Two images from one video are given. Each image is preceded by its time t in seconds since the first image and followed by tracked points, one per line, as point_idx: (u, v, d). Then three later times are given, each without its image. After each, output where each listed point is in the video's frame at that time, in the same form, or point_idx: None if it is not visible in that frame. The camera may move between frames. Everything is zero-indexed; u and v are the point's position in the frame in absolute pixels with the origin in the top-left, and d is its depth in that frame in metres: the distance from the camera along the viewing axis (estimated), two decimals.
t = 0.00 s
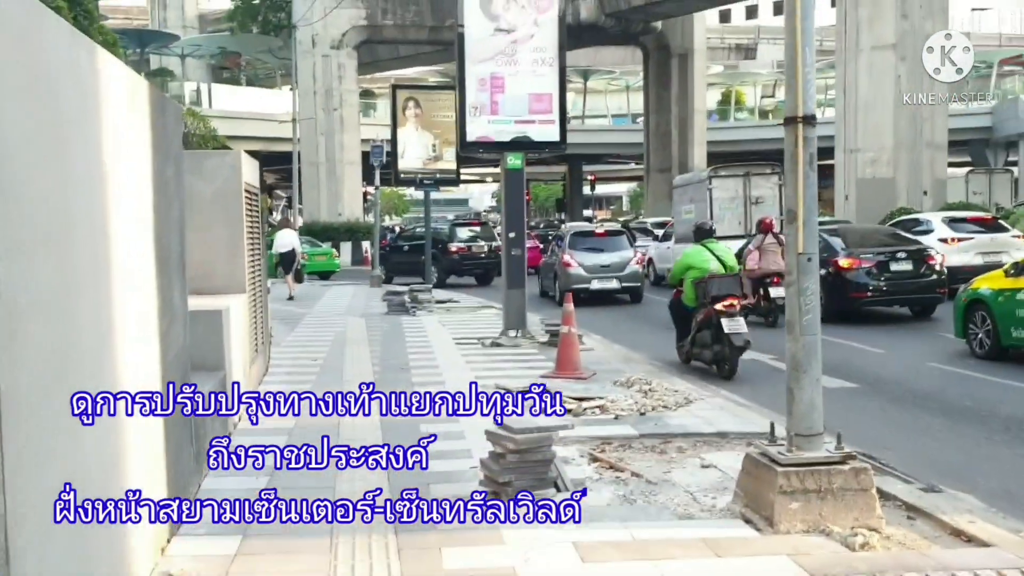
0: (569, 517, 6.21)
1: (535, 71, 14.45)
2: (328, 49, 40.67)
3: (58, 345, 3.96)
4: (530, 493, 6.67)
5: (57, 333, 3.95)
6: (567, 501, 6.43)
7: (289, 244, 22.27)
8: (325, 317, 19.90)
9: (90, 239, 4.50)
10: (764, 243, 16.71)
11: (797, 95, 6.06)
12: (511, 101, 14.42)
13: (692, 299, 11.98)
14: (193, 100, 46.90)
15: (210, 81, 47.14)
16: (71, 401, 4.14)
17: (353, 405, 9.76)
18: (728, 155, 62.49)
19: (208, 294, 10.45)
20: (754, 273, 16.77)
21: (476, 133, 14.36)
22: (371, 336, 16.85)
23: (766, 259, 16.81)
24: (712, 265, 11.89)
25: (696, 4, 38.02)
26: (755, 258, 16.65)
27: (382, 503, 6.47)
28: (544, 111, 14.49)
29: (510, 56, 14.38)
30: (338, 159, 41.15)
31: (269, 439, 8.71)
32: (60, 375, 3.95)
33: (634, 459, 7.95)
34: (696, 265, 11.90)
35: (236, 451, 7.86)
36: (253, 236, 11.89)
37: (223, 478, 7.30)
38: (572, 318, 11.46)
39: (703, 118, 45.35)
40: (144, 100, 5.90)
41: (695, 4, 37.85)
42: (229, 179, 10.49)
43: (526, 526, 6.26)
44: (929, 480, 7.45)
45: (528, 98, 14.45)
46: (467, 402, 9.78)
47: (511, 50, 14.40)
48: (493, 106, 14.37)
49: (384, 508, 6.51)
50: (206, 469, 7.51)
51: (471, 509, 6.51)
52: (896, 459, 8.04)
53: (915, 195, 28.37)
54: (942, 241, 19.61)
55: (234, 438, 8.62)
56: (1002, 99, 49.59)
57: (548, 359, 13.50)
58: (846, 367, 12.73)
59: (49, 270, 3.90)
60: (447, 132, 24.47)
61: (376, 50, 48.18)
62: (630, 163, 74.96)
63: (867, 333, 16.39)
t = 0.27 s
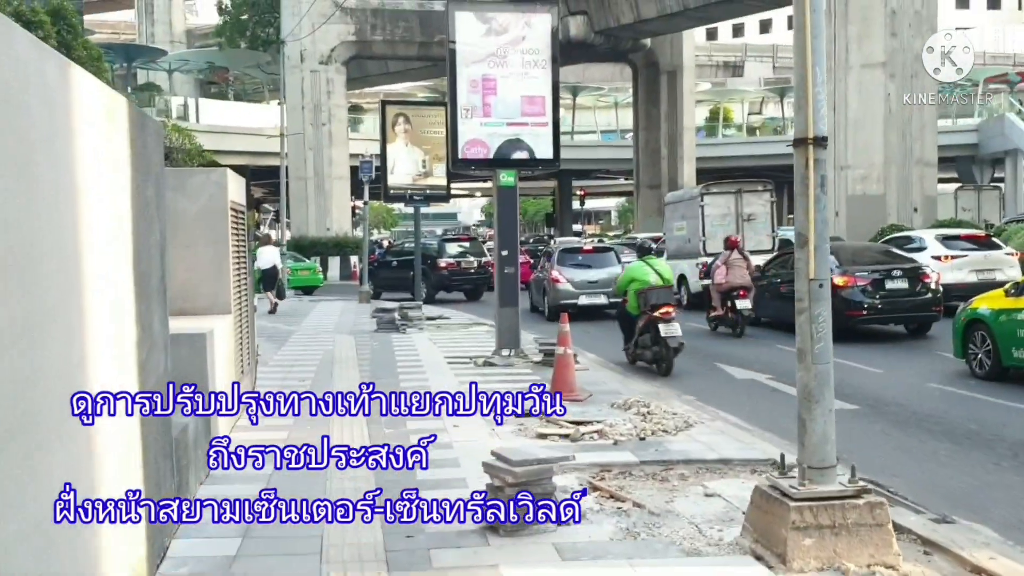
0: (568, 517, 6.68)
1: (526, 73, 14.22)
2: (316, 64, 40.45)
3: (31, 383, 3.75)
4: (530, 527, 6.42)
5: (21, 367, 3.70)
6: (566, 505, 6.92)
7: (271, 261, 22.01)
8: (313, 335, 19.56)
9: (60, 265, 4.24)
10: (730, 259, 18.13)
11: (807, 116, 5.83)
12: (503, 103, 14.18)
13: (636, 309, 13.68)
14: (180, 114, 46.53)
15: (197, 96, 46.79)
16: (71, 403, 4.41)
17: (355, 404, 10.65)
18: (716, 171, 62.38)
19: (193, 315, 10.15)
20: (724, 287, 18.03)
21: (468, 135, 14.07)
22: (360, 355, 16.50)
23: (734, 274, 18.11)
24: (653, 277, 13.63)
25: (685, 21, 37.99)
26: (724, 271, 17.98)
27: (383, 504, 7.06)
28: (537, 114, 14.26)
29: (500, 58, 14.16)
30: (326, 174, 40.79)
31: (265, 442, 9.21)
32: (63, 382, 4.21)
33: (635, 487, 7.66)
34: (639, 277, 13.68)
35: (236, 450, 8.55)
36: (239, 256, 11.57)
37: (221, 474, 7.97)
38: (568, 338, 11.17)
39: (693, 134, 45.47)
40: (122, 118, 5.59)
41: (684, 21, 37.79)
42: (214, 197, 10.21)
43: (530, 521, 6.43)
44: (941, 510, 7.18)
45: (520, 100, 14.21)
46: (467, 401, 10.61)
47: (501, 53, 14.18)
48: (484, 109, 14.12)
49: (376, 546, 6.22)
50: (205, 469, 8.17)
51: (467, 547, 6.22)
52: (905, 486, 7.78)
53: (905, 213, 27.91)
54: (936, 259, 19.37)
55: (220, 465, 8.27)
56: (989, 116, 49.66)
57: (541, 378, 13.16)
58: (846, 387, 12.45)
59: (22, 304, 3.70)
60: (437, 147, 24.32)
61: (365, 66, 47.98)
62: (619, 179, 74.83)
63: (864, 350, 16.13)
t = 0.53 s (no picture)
0: (568, 518, 7.01)
1: (509, 67, 13.92)
2: (294, 77, 40.06)
3: None
4: (518, 558, 6.13)
5: None
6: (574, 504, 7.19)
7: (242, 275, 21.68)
8: (290, 352, 19.13)
9: (6, 280, 3.89)
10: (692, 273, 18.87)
11: (808, 125, 5.53)
12: (484, 97, 13.86)
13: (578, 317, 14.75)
14: (156, 127, 46.00)
15: (173, 109, 46.32)
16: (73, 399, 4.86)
17: (353, 406, 11.64)
18: (696, 187, 62.32)
19: (163, 334, 9.76)
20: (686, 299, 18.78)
21: (449, 129, 13.70)
22: (338, 373, 16.09)
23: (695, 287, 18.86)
24: (593, 289, 14.63)
25: (666, 35, 37.92)
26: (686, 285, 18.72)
27: (383, 502, 7.54)
28: (519, 108, 13.97)
29: (481, 51, 13.83)
30: (304, 188, 40.30)
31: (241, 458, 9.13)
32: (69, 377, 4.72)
33: (624, 515, 7.33)
34: (579, 289, 14.74)
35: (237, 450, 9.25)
36: (212, 272, 11.19)
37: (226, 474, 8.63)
38: (553, 357, 10.86)
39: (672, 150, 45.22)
40: (81, 126, 5.24)
41: (665, 35, 37.73)
42: (185, 210, 9.76)
43: (530, 520, 6.14)
44: (944, 538, 6.86)
45: (502, 95, 13.92)
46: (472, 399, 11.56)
47: (484, 46, 13.85)
48: (466, 102, 13.78)
49: None
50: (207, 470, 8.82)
51: None
52: (903, 512, 7.49)
53: (889, 228, 27.66)
54: (921, 274, 19.21)
55: (191, 493, 7.86)
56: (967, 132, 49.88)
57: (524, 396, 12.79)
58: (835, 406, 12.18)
59: None
60: (417, 160, 23.97)
61: (344, 79, 47.63)
62: (599, 193, 74.66)
63: (851, 368, 15.83)
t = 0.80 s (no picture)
0: (566, 517, 7.39)
1: (476, 56, 13.58)
2: (257, 88, 39.53)
3: None
4: None
5: None
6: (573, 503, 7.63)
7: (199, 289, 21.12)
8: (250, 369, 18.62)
9: None
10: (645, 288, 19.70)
11: (792, 139, 5.31)
12: (451, 86, 13.51)
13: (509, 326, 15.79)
14: (115, 138, 45.04)
15: (133, 120, 45.41)
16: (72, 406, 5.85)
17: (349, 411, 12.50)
18: (663, 201, 62.27)
19: (114, 353, 9.28)
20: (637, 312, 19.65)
21: (415, 117, 13.41)
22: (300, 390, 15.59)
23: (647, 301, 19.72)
24: (525, 302, 15.79)
25: (633, 50, 37.93)
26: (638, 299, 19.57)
27: (382, 502, 7.89)
28: (486, 97, 13.63)
29: (448, 39, 13.51)
30: (266, 201, 39.56)
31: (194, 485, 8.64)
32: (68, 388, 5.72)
33: (597, 543, 7.00)
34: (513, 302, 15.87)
35: (239, 447, 10.10)
36: (168, 287, 10.73)
37: (225, 470, 9.34)
38: (522, 376, 10.54)
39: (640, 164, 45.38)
40: (21, 130, 4.81)
41: (632, 50, 37.65)
42: (141, 224, 9.27)
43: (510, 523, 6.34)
44: (929, 567, 6.60)
45: (469, 84, 13.58)
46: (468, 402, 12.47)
47: (450, 34, 13.52)
48: (432, 91, 13.45)
49: None
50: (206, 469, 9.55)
51: None
52: (886, 539, 7.24)
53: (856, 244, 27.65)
54: (891, 291, 19.16)
55: (141, 522, 7.38)
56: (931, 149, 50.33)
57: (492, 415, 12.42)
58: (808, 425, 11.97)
59: None
60: (382, 174, 23.61)
61: (308, 91, 47.16)
62: (566, 207, 74.43)
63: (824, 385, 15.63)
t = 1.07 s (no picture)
0: (561, 516, 7.78)
1: (443, 37, 13.34)
2: (217, 98, 38.90)
3: None
4: None
5: None
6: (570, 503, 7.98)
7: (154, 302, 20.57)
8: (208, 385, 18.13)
9: None
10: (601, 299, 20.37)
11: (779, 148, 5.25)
12: (418, 67, 13.26)
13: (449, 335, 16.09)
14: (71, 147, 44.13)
15: (90, 128, 44.54)
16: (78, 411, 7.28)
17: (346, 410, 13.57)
18: (626, 215, 62.34)
19: (64, 370, 8.89)
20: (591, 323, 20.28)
21: (379, 100, 13.14)
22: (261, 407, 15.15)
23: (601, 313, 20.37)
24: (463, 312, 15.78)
25: (598, 63, 37.93)
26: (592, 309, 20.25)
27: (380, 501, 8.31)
28: (453, 80, 13.41)
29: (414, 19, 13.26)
30: (226, 212, 38.89)
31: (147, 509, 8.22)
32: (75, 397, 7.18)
33: (573, 569, 6.71)
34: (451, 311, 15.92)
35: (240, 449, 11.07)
36: (122, 301, 10.35)
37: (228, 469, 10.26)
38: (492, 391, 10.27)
39: (605, 177, 45.73)
40: None
41: (597, 63, 37.71)
42: (92, 236, 8.86)
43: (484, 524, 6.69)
44: None
45: (436, 66, 13.34)
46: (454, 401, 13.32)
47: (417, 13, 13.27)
48: (398, 73, 13.17)
49: None
50: (211, 468, 10.49)
51: None
52: (869, 561, 7.03)
53: (820, 258, 27.68)
54: (857, 304, 19.15)
55: (88, 550, 6.98)
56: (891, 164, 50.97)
57: (460, 432, 12.11)
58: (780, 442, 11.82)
59: None
60: (345, 184, 23.24)
61: (269, 101, 46.58)
62: (529, 220, 74.30)
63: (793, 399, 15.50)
